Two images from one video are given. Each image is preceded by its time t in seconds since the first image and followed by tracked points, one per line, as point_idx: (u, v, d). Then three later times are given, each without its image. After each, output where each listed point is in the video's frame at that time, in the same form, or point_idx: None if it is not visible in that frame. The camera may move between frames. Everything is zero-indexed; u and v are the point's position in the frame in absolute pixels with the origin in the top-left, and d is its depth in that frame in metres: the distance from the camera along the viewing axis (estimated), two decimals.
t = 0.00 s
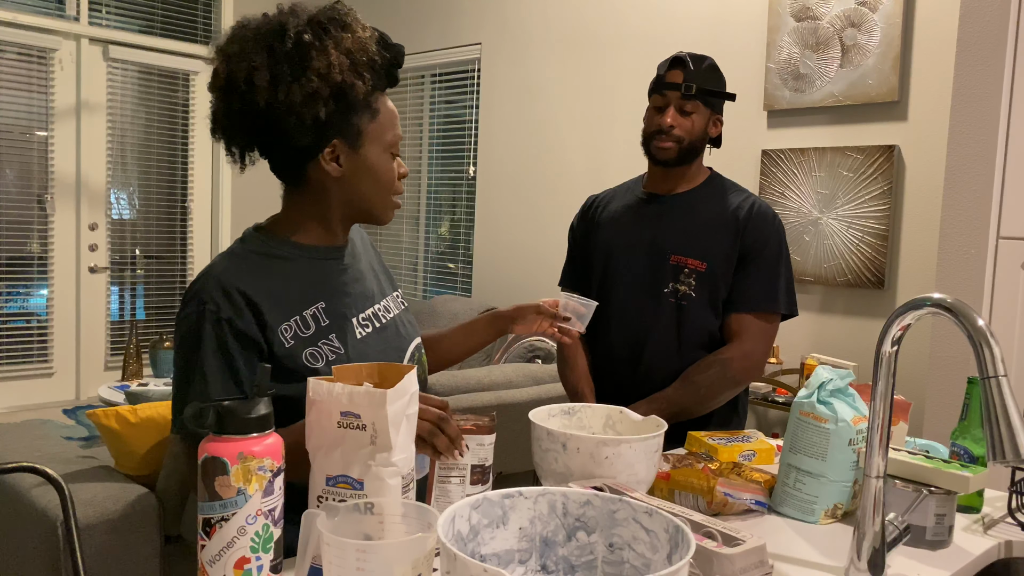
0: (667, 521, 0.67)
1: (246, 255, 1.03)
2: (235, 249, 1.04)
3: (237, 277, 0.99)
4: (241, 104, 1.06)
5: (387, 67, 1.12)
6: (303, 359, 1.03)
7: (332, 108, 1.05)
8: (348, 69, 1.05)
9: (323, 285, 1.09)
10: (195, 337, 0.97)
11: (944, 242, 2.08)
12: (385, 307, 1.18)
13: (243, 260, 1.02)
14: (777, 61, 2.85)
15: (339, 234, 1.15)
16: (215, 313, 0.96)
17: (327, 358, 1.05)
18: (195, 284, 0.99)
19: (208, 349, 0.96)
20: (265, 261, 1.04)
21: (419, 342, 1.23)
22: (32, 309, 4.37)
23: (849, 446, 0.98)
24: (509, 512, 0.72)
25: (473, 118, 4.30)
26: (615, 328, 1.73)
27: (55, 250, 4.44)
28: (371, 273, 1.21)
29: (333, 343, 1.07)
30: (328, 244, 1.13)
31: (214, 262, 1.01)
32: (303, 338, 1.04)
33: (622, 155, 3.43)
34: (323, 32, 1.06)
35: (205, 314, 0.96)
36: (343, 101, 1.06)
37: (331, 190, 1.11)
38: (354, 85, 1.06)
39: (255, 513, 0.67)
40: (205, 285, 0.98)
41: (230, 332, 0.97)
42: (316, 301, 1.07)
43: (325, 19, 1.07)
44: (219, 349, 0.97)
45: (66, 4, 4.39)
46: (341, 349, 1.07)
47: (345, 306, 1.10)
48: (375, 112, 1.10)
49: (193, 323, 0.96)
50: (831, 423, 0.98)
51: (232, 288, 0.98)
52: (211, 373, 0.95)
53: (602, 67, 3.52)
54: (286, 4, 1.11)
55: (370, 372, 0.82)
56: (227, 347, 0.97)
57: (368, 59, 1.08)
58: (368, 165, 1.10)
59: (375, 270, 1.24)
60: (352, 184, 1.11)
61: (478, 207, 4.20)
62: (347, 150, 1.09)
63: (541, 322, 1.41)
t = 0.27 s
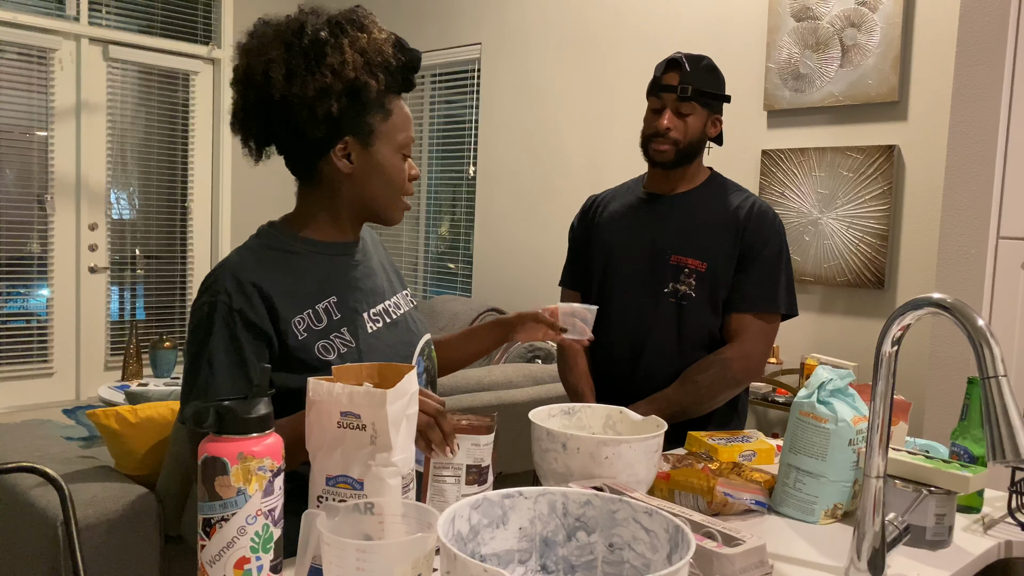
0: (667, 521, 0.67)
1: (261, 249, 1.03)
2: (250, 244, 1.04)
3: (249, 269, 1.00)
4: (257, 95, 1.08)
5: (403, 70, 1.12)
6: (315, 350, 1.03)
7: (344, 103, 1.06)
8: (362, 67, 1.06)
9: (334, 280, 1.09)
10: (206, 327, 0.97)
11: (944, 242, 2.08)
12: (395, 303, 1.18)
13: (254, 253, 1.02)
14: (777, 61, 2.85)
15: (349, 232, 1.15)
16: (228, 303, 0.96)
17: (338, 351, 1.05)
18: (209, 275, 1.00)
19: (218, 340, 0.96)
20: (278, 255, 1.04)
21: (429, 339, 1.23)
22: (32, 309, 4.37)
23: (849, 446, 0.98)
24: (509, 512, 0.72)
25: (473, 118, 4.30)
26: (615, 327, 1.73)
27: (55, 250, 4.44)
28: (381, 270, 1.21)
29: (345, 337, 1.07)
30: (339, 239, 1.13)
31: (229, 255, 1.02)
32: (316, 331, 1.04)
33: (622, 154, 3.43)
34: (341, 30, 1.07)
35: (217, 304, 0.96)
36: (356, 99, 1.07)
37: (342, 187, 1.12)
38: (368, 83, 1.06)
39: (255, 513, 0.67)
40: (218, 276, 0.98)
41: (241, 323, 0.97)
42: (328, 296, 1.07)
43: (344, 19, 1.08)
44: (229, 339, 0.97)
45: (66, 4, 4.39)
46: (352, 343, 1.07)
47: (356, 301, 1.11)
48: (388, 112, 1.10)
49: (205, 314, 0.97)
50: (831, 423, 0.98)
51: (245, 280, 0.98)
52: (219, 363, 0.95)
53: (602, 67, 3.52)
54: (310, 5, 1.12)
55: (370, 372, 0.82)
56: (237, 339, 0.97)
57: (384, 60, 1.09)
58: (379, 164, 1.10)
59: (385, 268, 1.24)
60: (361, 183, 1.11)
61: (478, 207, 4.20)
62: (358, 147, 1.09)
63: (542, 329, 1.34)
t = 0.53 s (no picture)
0: (667, 521, 0.67)
1: (267, 244, 1.04)
2: (257, 238, 1.05)
3: (254, 263, 1.00)
4: (259, 91, 1.11)
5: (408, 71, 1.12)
6: (319, 344, 1.03)
7: (340, 102, 1.07)
8: (360, 66, 1.07)
9: (338, 275, 1.09)
10: (211, 319, 0.98)
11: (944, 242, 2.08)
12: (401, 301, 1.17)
13: (260, 249, 1.03)
14: (777, 61, 2.85)
15: (352, 233, 1.14)
16: (232, 295, 0.97)
17: (343, 345, 1.05)
18: (217, 269, 1.01)
19: (222, 332, 0.97)
20: (283, 249, 1.05)
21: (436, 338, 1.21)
22: (32, 309, 4.37)
23: (849, 446, 0.98)
24: (509, 512, 0.72)
25: (473, 118, 4.30)
26: (615, 327, 1.73)
27: (55, 250, 4.44)
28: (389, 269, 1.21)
29: (349, 332, 1.06)
30: (343, 237, 1.13)
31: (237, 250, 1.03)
32: (320, 325, 1.04)
33: (622, 154, 3.43)
34: (342, 31, 1.08)
35: (222, 295, 0.98)
36: (354, 97, 1.08)
37: (342, 188, 1.11)
38: (366, 82, 1.07)
39: (255, 513, 0.67)
40: (224, 269, 0.99)
41: (245, 315, 0.98)
42: (333, 291, 1.07)
43: (347, 20, 1.09)
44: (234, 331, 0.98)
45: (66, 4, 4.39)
46: (356, 338, 1.07)
47: (361, 297, 1.10)
48: (389, 112, 1.10)
49: (211, 305, 0.98)
50: (831, 423, 0.98)
51: (251, 273, 0.99)
52: (223, 355, 0.96)
53: (602, 66, 3.52)
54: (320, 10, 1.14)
55: (371, 372, 0.81)
56: (241, 331, 0.98)
57: (387, 61, 1.09)
58: (379, 165, 1.10)
59: (393, 267, 1.24)
60: (361, 183, 1.11)
61: (478, 207, 4.20)
62: (358, 147, 1.09)
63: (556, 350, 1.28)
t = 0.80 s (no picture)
0: (667, 521, 0.67)
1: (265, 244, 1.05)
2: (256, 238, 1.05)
3: (252, 263, 1.01)
4: (262, 94, 1.10)
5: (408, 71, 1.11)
6: (316, 344, 1.03)
7: (344, 105, 1.06)
8: (362, 69, 1.06)
9: (335, 276, 1.09)
10: (208, 321, 0.98)
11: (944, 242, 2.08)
12: (402, 302, 1.18)
13: (260, 248, 1.03)
14: (777, 61, 2.85)
15: (355, 233, 1.15)
16: (229, 296, 0.97)
17: (338, 345, 1.05)
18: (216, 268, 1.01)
19: (220, 333, 0.97)
20: (281, 249, 1.05)
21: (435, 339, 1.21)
22: (32, 309, 4.37)
23: (849, 446, 0.98)
24: (509, 512, 0.72)
25: (473, 117, 4.30)
26: (614, 327, 1.73)
27: (55, 250, 4.44)
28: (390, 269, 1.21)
29: (345, 332, 1.07)
30: (341, 237, 1.13)
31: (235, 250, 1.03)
32: (316, 325, 1.04)
33: (622, 154, 3.43)
34: (344, 33, 1.07)
35: (219, 295, 0.98)
36: (356, 100, 1.07)
37: (345, 190, 1.12)
38: (369, 86, 1.06)
39: (255, 513, 0.67)
40: (223, 269, 1.00)
41: (242, 316, 0.98)
42: (329, 291, 1.07)
43: (348, 22, 1.08)
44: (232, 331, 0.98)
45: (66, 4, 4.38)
46: (352, 338, 1.07)
47: (358, 297, 1.11)
48: (391, 114, 1.10)
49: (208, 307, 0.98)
50: (831, 423, 0.98)
51: (248, 274, 0.99)
52: (221, 356, 0.96)
53: (603, 66, 3.52)
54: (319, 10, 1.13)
55: (371, 372, 0.81)
56: (238, 331, 0.98)
57: (388, 62, 1.09)
58: (382, 166, 1.10)
59: (395, 267, 1.24)
60: (364, 183, 1.11)
61: (478, 207, 4.20)
62: (361, 149, 1.09)
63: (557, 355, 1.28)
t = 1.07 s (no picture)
0: (668, 521, 0.67)
1: (264, 245, 1.05)
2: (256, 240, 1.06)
3: (250, 264, 1.01)
4: (265, 102, 1.09)
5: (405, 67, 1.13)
6: (314, 346, 1.03)
7: (351, 107, 1.07)
8: (366, 70, 1.07)
9: (335, 277, 1.09)
10: (206, 323, 0.99)
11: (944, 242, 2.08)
12: (402, 303, 1.18)
13: (258, 249, 1.03)
14: (777, 61, 2.85)
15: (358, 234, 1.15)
16: (227, 297, 0.98)
17: (337, 346, 1.05)
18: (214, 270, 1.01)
19: (218, 335, 0.97)
20: (280, 251, 1.05)
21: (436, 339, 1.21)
22: (32, 309, 4.37)
23: (849, 447, 0.98)
24: (509, 512, 0.72)
25: (473, 117, 4.30)
26: (614, 328, 1.73)
27: (55, 250, 4.44)
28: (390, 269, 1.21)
29: (344, 333, 1.07)
30: (340, 238, 1.12)
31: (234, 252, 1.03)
32: (315, 326, 1.04)
33: (622, 154, 3.43)
34: (342, 34, 1.07)
35: (218, 297, 0.98)
36: (362, 101, 1.08)
37: (350, 189, 1.12)
38: (374, 87, 1.07)
39: (255, 513, 0.67)
40: (221, 270, 1.00)
41: (240, 317, 0.98)
42: (329, 292, 1.07)
43: (345, 22, 1.08)
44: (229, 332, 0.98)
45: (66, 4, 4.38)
46: (351, 339, 1.07)
47: (358, 298, 1.11)
48: (394, 112, 1.11)
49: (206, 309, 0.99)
50: (831, 423, 0.98)
51: (246, 275, 1.00)
52: (220, 357, 0.96)
53: (603, 66, 3.52)
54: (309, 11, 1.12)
55: (371, 372, 0.81)
56: (237, 333, 0.98)
57: (388, 62, 1.09)
58: (386, 164, 1.11)
59: (395, 267, 1.24)
60: (369, 183, 1.12)
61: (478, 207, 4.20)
62: (365, 148, 1.09)
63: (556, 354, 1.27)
